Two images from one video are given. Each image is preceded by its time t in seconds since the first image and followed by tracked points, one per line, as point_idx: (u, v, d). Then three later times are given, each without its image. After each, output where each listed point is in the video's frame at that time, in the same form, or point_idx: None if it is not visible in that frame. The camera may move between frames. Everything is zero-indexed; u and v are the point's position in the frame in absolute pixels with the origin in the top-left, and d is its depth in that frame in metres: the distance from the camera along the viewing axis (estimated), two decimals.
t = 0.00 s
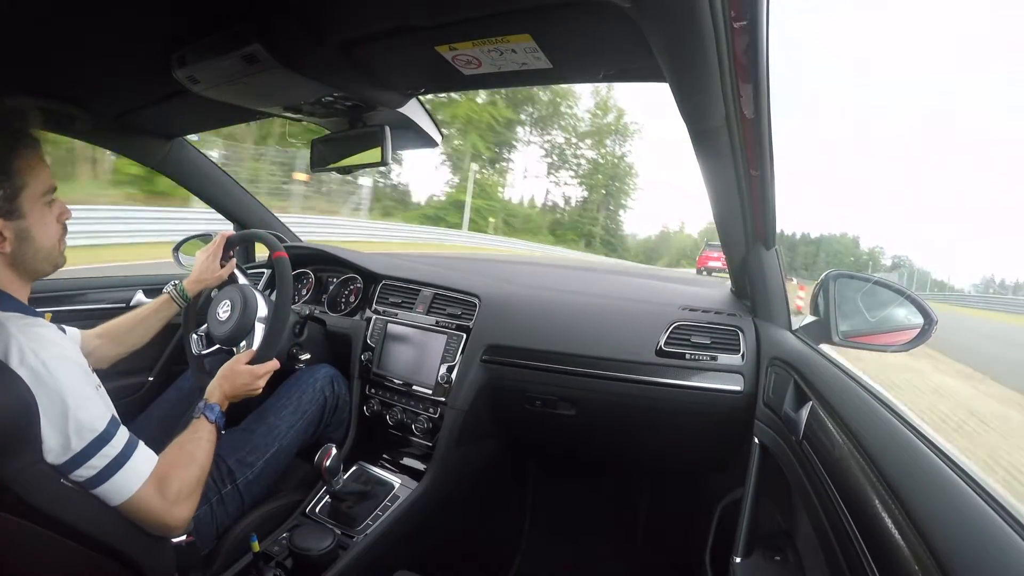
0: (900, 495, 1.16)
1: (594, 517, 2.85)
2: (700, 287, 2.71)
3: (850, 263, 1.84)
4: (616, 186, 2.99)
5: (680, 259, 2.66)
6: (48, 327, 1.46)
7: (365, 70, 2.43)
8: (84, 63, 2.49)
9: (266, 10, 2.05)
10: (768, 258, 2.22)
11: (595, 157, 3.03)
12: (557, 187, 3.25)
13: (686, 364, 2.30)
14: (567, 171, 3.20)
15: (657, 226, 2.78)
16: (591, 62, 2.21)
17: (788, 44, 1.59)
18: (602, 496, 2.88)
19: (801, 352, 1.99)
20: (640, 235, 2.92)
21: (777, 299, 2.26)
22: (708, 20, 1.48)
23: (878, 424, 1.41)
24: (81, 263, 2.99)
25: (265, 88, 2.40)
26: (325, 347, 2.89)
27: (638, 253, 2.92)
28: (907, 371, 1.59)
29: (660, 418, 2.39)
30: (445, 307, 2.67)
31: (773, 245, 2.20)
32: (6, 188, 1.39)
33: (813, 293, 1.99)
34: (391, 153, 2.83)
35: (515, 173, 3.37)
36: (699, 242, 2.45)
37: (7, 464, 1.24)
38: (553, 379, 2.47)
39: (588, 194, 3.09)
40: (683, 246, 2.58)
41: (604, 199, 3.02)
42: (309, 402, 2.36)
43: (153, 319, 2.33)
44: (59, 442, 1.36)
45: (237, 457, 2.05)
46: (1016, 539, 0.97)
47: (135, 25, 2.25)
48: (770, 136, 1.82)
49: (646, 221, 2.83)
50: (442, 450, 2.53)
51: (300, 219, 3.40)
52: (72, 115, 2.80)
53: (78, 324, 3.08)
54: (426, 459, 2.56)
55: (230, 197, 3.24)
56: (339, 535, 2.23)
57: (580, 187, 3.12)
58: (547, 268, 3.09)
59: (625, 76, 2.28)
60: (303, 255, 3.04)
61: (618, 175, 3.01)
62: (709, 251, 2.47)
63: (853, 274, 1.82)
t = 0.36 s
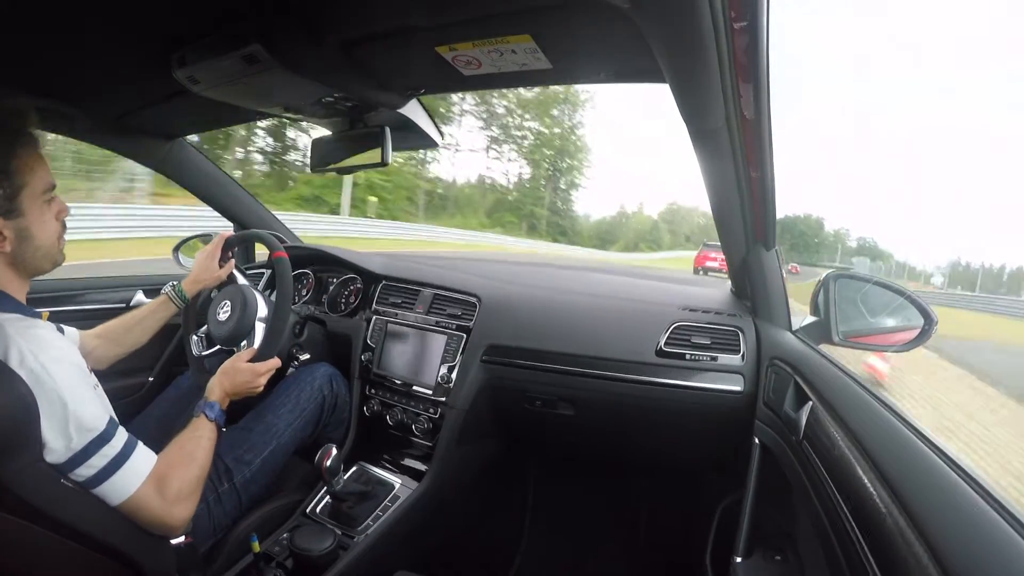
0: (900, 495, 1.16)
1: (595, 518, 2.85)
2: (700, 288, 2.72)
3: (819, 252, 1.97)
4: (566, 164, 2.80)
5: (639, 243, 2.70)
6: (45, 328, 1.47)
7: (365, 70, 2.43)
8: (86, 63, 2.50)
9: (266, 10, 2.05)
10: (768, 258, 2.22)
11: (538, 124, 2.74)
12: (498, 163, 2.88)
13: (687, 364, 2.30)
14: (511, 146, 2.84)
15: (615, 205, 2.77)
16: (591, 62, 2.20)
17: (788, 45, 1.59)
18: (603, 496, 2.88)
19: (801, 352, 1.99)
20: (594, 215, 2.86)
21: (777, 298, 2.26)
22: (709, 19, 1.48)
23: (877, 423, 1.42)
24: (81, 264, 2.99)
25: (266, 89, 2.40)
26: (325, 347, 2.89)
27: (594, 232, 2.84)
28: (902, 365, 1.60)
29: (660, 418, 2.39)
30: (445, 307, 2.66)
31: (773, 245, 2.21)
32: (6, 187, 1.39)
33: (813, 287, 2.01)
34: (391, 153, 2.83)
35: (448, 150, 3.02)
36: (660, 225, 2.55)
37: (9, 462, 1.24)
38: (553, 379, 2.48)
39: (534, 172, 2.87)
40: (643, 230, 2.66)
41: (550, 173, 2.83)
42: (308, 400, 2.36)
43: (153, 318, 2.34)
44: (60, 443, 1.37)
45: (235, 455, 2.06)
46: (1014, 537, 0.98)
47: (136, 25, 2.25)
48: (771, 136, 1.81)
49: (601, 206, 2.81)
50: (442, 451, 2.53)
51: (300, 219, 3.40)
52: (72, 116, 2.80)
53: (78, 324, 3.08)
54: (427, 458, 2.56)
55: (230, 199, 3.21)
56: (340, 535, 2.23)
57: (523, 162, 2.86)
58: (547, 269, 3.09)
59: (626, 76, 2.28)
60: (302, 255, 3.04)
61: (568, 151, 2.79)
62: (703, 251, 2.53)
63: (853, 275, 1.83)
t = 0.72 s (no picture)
0: (904, 497, 1.15)
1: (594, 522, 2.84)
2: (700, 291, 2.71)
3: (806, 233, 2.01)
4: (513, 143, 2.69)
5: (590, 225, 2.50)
6: (43, 329, 1.44)
7: (367, 72, 2.43)
8: (87, 63, 2.50)
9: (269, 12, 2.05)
10: (768, 259, 2.22)
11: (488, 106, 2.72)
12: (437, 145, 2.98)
13: (687, 366, 2.30)
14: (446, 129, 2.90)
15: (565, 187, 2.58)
16: (590, 62, 2.20)
17: (789, 47, 1.59)
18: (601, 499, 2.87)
19: (802, 356, 1.99)
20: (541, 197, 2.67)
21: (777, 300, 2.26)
22: (709, 17, 1.48)
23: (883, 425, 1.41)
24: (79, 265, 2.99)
25: (268, 91, 2.41)
26: (325, 348, 2.94)
27: (545, 216, 2.63)
28: (903, 367, 1.59)
29: (660, 420, 2.39)
30: (445, 309, 2.66)
31: (773, 248, 2.20)
32: (4, 191, 1.40)
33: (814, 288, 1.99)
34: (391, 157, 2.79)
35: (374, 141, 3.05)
36: (614, 207, 2.46)
37: (7, 464, 1.23)
38: (553, 381, 2.47)
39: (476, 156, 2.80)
40: (595, 211, 2.50)
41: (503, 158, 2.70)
42: (309, 400, 2.35)
43: (149, 333, 2.31)
44: (62, 443, 1.39)
45: (235, 456, 2.04)
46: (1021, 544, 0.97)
47: (137, 26, 2.26)
48: (770, 137, 1.81)
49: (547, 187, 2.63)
50: (441, 453, 2.52)
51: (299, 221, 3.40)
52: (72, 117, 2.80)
53: (76, 325, 3.07)
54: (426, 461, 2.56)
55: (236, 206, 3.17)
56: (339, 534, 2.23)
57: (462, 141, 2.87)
58: (546, 271, 3.09)
59: (625, 76, 2.28)
60: (302, 257, 3.04)
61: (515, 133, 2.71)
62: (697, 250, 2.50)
63: (853, 276, 1.82)
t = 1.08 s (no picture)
0: (901, 497, 1.15)
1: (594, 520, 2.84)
2: (700, 290, 2.71)
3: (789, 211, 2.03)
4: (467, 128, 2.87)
5: (546, 207, 2.75)
6: (45, 330, 1.45)
7: (367, 71, 2.43)
8: (87, 63, 2.50)
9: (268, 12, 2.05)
10: (767, 259, 2.22)
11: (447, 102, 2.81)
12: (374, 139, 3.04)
13: (687, 365, 2.30)
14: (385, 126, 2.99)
15: (515, 169, 2.75)
16: (588, 61, 2.19)
17: (789, 46, 1.59)
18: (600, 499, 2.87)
19: (802, 355, 1.99)
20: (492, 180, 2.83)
21: (777, 300, 2.25)
22: (708, 18, 1.48)
23: (882, 427, 1.41)
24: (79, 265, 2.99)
25: (267, 90, 2.40)
26: (324, 348, 2.93)
27: (496, 198, 2.84)
28: (899, 367, 1.60)
29: (659, 419, 2.39)
30: (445, 308, 2.66)
31: (773, 248, 2.20)
32: (6, 189, 1.40)
33: (815, 288, 1.98)
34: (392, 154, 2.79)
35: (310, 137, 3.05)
36: (572, 187, 2.68)
37: (8, 465, 1.23)
38: (553, 380, 2.47)
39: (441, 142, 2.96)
40: (551, 190, 2.71)
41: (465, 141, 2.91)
42: (310, 401, 2.35)
43: (147, 340, 2.29)
44: (65, 445, 1.39)
45: (236, 456, 2.05)
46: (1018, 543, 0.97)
47: (138, 26, 2.25)
48: (770, 136, 1.81)
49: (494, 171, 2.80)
50: (442, 453, 2.52)
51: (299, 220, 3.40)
52: (71, 117, 2.79)
53: (76, 326, 3.07)
54: (426, 461, 2.56)
55: (239, 208, 3.17)
56: (339, 535, 2.23)
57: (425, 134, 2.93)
58: (546, 270, 3.09)
59: (624, 75, 2.28)
60: (302, 256, 3.04)
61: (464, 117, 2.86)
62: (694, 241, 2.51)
63: (854, 273, 1.82)
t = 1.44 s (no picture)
0: (901, 497, 1.15)
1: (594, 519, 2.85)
2: (700, 290, 2.71)
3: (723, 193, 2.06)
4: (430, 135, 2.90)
5: (498, 193, 2.83)
6: (47, 334, 1.45)
7: (366, 71, 2.43)
8: (85, 62, 2.49)
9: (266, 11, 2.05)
10: (765, 259, 2.22)
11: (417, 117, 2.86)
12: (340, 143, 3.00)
13: (686, 366, 2.30)
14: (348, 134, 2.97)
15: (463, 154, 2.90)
16: (588, 61, 2.19)
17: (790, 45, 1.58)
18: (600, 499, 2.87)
19: (801, 355, 2.00)
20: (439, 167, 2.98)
21: (777, 300, 2.25)
22: (707, 18, 1.48)
23: (882, 428, 1.41)
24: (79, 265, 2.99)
25: (267, 89, 2.40)
26: (324, 348, 2.93)
27: (440, 185, 2.92)
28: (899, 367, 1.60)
29: (659, 419, 2.39)
30: (445, 308, 2.66)
31: (773, 248, 2.20)
32: (3, 190, 1.40)
33: (816, 289, 1.99)
34: (391, 154, 2.80)
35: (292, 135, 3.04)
36: (527, 175, 2.76)
37: (7, 465, 1.23)
38: (552, 380, 2.47)
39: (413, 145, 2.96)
40: (505, 178, 2.78)
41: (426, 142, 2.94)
42: (309, 401, 2.35)
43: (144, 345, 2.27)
44: (69, 447, 1.40)
45: (237, 457, 2.05)
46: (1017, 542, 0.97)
47: (137, 25, 2.25)
48: (769, 137, 1.80)
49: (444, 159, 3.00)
50: (442, 453, 2.52)
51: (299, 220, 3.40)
52: (70, 116, 2.79)
53: (77, 325, 3.07)
54: (425, 459, 2.56)
55: (240, 208, 3.12)
56: (340, 536, 2.23)
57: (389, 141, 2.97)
58: (546, 269, 3.09)
59: (624, 76, 2.28)
60: (301, 255, 3.04)
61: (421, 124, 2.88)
62: (687, 233, 2.53)
63: (854, 275, 1.81)
